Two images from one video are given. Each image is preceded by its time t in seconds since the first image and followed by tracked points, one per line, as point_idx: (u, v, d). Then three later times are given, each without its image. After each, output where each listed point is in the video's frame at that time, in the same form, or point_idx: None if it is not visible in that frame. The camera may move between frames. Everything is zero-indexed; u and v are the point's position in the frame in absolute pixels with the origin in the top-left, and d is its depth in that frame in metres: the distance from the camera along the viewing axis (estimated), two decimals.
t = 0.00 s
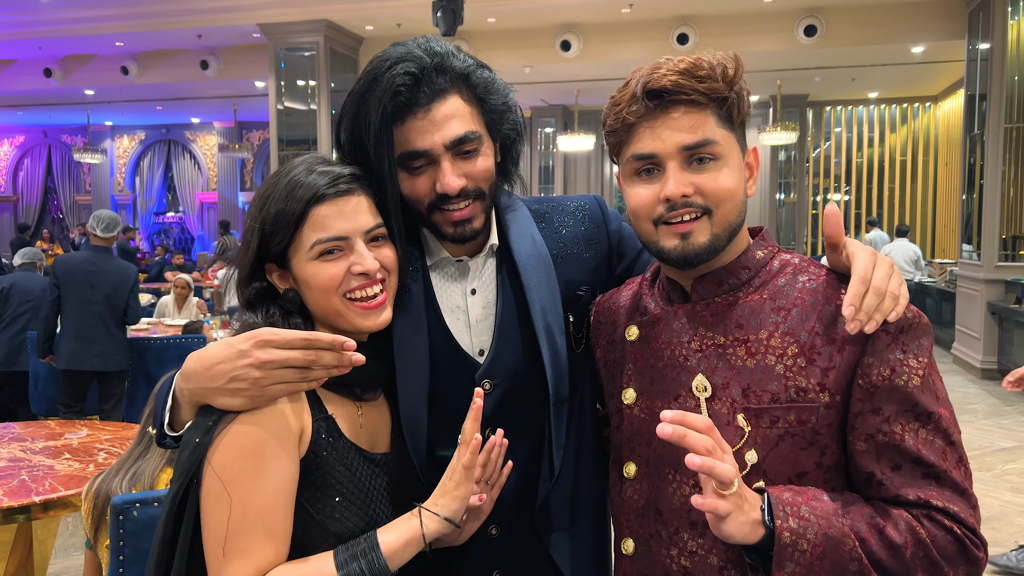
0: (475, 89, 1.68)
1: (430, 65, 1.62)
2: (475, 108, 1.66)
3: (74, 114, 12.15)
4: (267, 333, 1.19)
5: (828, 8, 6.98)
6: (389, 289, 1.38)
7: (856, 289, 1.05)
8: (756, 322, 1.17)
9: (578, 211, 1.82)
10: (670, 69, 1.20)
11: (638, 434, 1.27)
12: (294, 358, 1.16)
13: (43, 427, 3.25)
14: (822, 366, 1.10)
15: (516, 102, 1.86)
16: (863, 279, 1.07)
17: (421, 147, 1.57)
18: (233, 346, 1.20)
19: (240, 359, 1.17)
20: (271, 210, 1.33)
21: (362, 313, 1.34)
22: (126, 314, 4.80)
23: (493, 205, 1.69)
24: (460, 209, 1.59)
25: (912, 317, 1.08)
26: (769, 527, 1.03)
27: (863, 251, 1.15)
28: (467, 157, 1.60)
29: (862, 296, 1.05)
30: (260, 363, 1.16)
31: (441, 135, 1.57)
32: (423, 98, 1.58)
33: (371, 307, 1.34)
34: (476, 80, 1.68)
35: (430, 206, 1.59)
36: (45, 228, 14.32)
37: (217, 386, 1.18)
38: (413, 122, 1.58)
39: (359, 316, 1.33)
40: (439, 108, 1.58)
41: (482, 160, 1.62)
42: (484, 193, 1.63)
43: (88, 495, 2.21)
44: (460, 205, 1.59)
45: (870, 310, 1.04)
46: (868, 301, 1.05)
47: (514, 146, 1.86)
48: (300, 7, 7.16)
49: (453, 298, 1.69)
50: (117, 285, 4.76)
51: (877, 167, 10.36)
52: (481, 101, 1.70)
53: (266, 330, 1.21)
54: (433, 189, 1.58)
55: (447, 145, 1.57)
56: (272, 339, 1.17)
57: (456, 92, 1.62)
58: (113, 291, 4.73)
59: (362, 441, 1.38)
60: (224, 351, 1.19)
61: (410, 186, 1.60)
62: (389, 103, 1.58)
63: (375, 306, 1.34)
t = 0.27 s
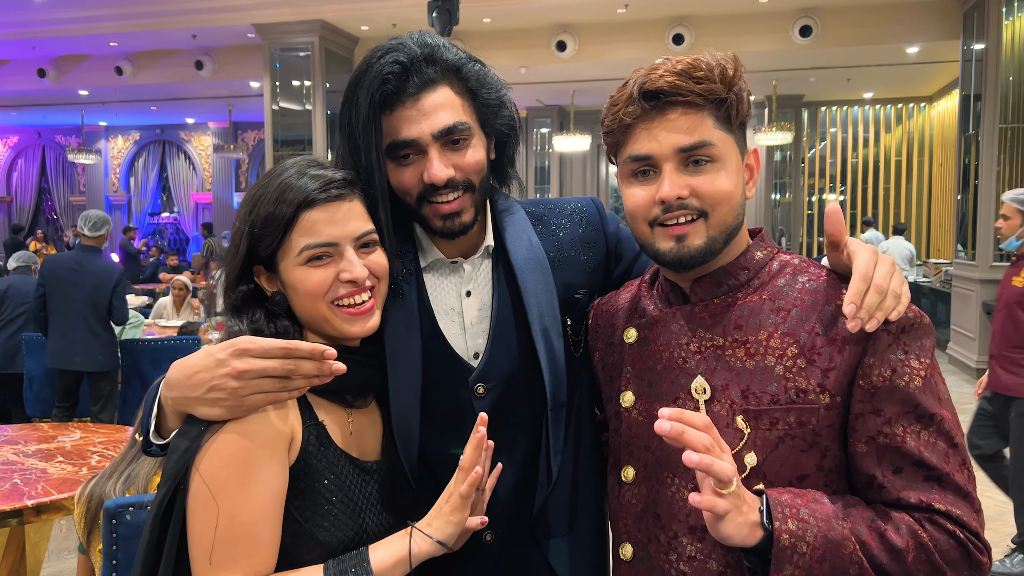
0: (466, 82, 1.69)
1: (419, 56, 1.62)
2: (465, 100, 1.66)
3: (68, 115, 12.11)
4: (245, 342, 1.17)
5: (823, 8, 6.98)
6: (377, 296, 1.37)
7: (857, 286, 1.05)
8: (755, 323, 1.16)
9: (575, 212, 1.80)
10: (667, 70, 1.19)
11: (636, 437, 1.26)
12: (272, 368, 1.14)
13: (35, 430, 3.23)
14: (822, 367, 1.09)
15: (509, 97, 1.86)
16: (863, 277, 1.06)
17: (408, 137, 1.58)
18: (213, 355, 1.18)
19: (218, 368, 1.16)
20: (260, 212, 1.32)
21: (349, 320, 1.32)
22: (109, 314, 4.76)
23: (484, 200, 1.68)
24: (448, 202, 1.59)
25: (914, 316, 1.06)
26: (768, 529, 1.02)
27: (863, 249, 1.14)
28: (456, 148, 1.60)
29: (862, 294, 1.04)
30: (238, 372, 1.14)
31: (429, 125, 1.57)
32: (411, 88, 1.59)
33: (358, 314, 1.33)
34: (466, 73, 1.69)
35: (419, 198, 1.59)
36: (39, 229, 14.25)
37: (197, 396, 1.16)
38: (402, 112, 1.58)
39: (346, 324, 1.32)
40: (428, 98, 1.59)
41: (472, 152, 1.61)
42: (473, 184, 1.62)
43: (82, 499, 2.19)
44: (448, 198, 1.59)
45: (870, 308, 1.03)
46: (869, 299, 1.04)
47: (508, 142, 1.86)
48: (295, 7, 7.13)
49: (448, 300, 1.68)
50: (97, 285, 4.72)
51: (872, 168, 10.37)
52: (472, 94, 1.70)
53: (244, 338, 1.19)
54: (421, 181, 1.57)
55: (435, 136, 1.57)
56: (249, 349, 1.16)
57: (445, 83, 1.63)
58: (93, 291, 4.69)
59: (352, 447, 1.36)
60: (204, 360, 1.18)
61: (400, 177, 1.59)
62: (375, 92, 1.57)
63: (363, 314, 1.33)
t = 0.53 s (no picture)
0: (458, 80, 1.68)
1: (408, 53, 1.61)
2: (457, 99, 1.65)
3: (60, 116, 12.03)
4: (230, 347, 1.15)
5: (817, 9, 6.99)
6: (364, 307, 1.34)
7: (864, 296, 1.02)
8: (757, 329, 1.14)
9: (574, 217, 1.79)
10: (680, 68, 1.16)
11: (631, 443, 1.25)
12: (257, 374, 1.12)
13: (25, 435, 3.18)
14: (825, 376, 1.07)
15: (504, 97, 1.85)
16: (869, 285, 1.04)
17: (396, 136, 1.56)
18: (196, 360, 1.16)
19: (201, 374, 1.13)
20: (243, 219, 1.30)
21: (335, 330, 1.29)
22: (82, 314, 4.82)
23: (477, 200, 1.67)
24: (438, 203, 1.57)
25: (921, 327, 1.06)
26: (763, 541, 1.00)
27: (871, 257, 1.12)
28: (445, 146, 1.58)
29: (871, 303, 1.02)
30: (222, 379, 1.12)
31: (418, 123, 1.56)
32: (399, 85, 1.57)
33: (344, 324, 1.29)
34: (458, 71, 1.68)
35: (409, 198, 1.57)
36: (31, 231, 14.16)
37: (181, 404, 1.14)
38: (390, 111, 1.57)
39: (332, 334, 1.29)
40: (417, 96, 1.57)
41: (463, 152, 1.59)
42: (464, 185, 1.60)
43: (71, 505, 2.14)
44: (438, 198, 1.57)
45: (878, 317, 1.01)
46: (876, 308, 1.02)
47: (502, 142, 1.85)
48: (289, 8, 7.10)
49: (443, 304, 1.66)
50: (67, 287, 4.77)
51: (866, 169, 10.39)
52: (464, 93, 1.69)
53: (229, 344, 1.16)
54: (410, 180, 1.55)
55: (424, 134, 1.56)
56: (233, 354, 1.13)
57: (435, 80, 1.61)
58: (63, 292, 4.77)
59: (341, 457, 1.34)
60: (187, 365, 1.15)
61: (390, 177, 1.58)
62: (363, 91, 1.56)
63: (348, 324, 1.29)
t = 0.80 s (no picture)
0: (450, 75, 1.68)
1: (398, 47, 1.62)
2: (449, 94, 1.64)
3: (53, 117, 11.97)
4: (211, 360, 1.11)
5: (812, 11, 7.00)
6: (362, 308, 1.33)
7: (877, 318, 1.02)
8: (763, 339, 1.17)
9: (578, 219, 1.78)
10: (631, 88, 1.18)
11: (627, 447, 1.26)
12: (240, 388, 1.09)
13: (16, 439, 3.14)
14: (830, 393, 1.09)
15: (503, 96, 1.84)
16: (886, 308, 1.03)
17: (381, 128, 1.56)
18: (177, 374, 1.13)
19: (182, 388, 1.10)
20: (239, 220, 1.26)
21: (333, 333, 1.28)
22: (51, 313, 4.78)
23: (467, 207, 1.65)
24: (422, 198, 1.56)
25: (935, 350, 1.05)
26: (758, 555, 1.01)
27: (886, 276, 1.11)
28: (433, 142, 1.57)
29: (884, 325, 1.02)
30: (202, 394, 1.09)
31: (403, 115, 1.56)
32: (388, 79, 1.59)
33: (342, 327, 1.28)
34: (450, 67, 1.68)
35: (395, 194, 1.57)
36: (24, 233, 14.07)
37: (162, 418, 1.11)
38: (377, 104, 1.58)
39: (329, 337, 1.27)
40: (403, 90, 1.58)
41: (450, 148, 1.58)
42: (449, 183, 1.58)
43: (62, 511, 2.08)
44: (422, 194, 1.56)
45: (893, 340, 1.01)
46: (889, 330, 1.01)
47: (502, 140, 1.84)
48: (283, 9, 7.07)
49: (442, 309, 1.64)
50: (37, 285, 4.81)
51: (860, 170, 10.40)
52: (457, 89, 1.68)
53: (210, 356, 1.13)
54: (395, 176, 1.55)
55: (408, 127, 1.56)
56: (213, 368, 1.10)
57: (424, 74, 1.62)
58: (37, 291, 4.81)
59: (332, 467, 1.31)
60: (167, 379, 1.12)
61: (378, 173, 1.58)
62: (350, 84, 1.60)
63: (346, 327, 1.29)
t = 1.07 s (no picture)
0: (450, 71, 1.65)
1: (395, 44, 1.61)
2: (449, 90, 1.62)
3: (47, 119, 11.91)
4: (201, 367, 1.10)
5: (808, 12, 7.00)
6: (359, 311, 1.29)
7: (888, 322, 1.00)
8: (766, 348, 1.16)
9: (581, 221, 1.76)
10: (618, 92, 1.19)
11: (627, 455, 1.24)
12: (228, 397, 1.07)
13: (8, 444, 3.10)
14: (834, 406, 1.08)
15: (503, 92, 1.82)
16: (894, 311, 1.01)
17: (380, 122, 1.54)
18: (167, 379, 1.11)
19: (170, 394, 1.08)
20: (239, 219, 1.24)
21: (327, 334, 1.24)
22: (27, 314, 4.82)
23: (469, 200, 1.62)
24: (421, 193, 1.53)
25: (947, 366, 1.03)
26: None
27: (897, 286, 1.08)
28: (433, 137, 1.56)
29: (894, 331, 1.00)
30: (189, 402, 1.07)
31: (402, 109, 1.54)
32: (385, 75, 1.57)
33: (338, 329, 1.24)
34: (450, 62, 1.65)
35: (395, 193, 1.54)
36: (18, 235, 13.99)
37: (147, 423, 1.08)
38: (376, 98, 1.57)
39: (325, 336, 1.23)
40: (401, 85, 1.56)
41: (450, 142, 1.56)
42: (450, 179, 1.55)
43: (54, 517, 2.03)
44: (422, 189, 1.53)
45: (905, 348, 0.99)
46: (899, 336, 0.99)
47: (503, 138, 1.82)
48: (278, 10, 7.04)
49: (443, 313, 1.61)
50: (13, 286, 4.87)
51: (856, 171, 10.41)
52: (457, 85, 1.66)
53: (201, 363, 1.11)
54: (395, 173, 1.53)
55: (407, 122, 1.53)
56: (205, 374, 1.08)
57: (422, 69, 1.60)
58: (14, 292, 4.88)
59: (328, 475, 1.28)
60: (158, 384, 1.10)
61: (377, 170, 1.56)
62: (346, 81, 1.58)
63: (342, 329, 1.25)
